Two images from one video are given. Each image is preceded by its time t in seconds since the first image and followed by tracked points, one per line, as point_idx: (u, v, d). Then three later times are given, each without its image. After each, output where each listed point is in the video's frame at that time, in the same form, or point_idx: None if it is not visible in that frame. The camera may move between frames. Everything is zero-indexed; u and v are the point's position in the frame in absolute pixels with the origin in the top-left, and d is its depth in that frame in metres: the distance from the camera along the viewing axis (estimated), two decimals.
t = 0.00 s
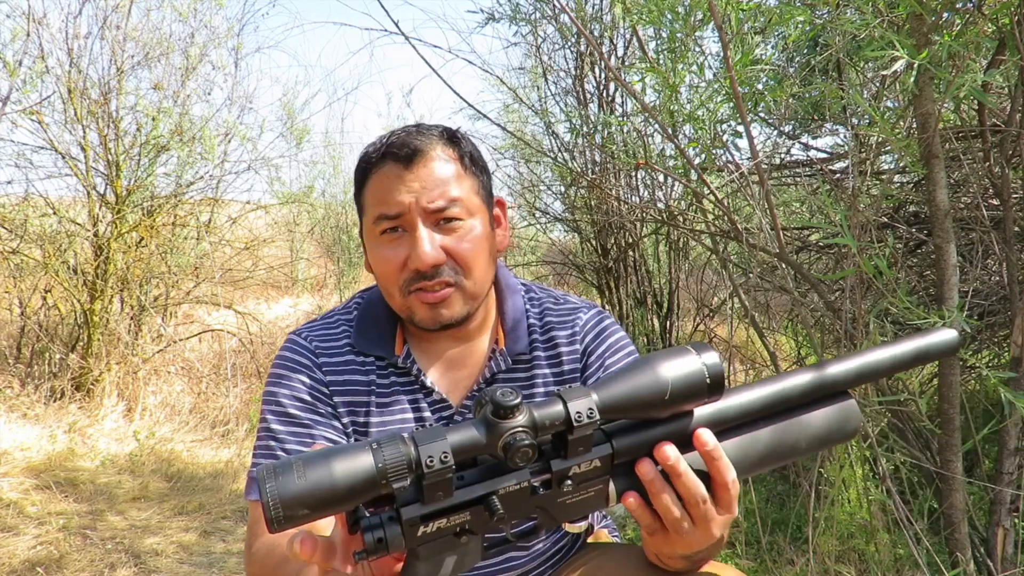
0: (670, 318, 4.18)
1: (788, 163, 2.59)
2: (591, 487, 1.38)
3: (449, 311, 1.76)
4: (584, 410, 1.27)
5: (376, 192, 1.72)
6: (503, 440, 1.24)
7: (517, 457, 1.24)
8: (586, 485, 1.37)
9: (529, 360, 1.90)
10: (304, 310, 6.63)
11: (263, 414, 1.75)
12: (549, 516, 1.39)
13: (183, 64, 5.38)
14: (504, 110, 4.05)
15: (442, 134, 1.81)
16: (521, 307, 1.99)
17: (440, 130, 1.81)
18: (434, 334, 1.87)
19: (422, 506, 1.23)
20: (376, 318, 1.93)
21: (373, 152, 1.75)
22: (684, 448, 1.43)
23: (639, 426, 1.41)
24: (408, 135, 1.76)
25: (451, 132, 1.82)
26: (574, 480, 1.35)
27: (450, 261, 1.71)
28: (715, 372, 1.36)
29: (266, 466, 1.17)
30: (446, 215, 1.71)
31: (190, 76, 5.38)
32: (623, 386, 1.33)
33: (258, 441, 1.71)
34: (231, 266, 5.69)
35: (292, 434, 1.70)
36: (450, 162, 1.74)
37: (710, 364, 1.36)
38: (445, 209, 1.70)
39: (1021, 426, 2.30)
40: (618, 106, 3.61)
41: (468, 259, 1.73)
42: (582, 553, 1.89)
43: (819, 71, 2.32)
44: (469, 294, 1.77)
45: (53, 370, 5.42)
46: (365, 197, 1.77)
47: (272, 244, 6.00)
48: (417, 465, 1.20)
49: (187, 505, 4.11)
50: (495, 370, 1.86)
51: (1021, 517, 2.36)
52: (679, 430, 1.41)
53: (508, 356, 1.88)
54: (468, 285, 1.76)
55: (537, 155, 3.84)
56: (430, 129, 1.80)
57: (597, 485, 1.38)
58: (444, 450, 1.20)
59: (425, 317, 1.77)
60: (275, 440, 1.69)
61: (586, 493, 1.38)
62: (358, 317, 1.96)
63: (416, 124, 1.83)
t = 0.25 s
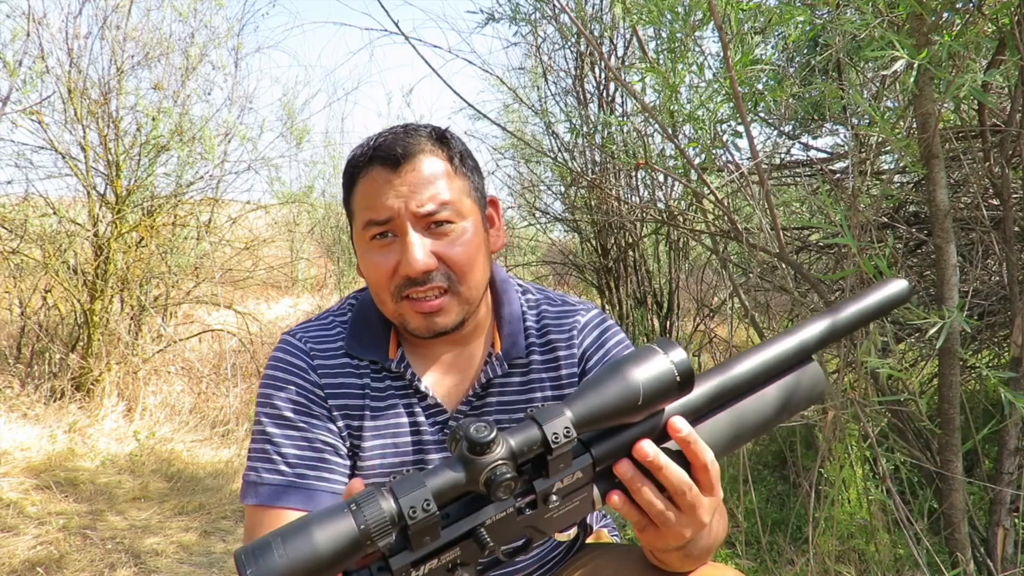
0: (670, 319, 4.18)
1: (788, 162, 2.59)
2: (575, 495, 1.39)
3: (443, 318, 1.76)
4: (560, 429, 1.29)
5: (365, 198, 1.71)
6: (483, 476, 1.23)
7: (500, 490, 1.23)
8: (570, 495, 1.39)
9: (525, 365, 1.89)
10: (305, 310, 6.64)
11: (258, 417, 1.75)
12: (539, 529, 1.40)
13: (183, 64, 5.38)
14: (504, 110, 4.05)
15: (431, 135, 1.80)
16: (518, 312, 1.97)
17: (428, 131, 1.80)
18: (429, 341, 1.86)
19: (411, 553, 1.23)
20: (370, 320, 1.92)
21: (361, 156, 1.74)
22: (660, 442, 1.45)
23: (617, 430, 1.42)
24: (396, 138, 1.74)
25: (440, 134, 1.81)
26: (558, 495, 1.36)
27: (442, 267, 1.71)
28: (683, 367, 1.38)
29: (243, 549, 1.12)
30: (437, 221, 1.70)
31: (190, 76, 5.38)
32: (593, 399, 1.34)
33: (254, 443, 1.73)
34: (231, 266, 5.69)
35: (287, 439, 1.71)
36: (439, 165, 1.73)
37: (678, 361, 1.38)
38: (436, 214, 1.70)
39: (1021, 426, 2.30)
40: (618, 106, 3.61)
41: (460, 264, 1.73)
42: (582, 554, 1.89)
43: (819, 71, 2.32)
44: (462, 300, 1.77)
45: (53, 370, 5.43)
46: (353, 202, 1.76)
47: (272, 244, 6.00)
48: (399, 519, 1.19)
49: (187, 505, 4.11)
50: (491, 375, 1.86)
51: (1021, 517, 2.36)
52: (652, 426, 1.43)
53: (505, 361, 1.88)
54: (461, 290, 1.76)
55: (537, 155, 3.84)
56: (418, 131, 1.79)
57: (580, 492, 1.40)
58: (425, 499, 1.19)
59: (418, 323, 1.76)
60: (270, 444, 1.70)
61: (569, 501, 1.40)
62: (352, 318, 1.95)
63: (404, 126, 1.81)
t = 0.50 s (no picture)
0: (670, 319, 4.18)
1: (788, 162, 2.59)
2: (562, 486, 1.38)
3: (444, 321, 1.76)
4: (546, 416, 1.28)
5: (367, 200, 1.70)
6: (470, 462, 1.22)
7: (487, 476, 1.22)
8: (556, 486, 1.37)
9: (528, 365, 1.89)
10: (304, 310, 6.64)
11: (258, 419, 1.76)
12: (527, 522, 1.38)
13: (183, 64, 5.38)
14: (504, 110, 4.05)
15: (434, 136, 1.79)
16: (521, 310, 1.97)
17: (431, 132, 1.80)
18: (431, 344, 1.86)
19: (397, 542, 1.21)
20: (371, 321, 1.91)
21: (364, 157, 1.73)
22: (645, 434, 1.45)
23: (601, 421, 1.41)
24: (399, 139, 1.74)
25: (444, 136, 1.80)
26: (544, 486, 1.34)
27: (443, 271, 1.71)
28: (667, 358, 1.38)
29: (228, 536, 1.11)
30: (439, 224, 1.69)
31: (190, 76, 5.38)
32: (580, 387, 1.33)
33: (254, 446, 1.73)
34: (231, 266, 5.69)
35: (286, 441, 1.72)
36: (442, 168, 1.73)
37: (661, 352, 1.38)
38: (438, 218, 1.69)
39: (1021, 426, 2.29)
40: (618, 107, 3.61)
41: (462, 268, 1.72)
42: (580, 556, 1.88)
43: (819, 71, 2.32)
44: (463, 303, 1.77)
45: (53, 370, 5.43)
46: (356, 203, 1.76)
47: (272, 244, 6.00)
48: (386, 505, 1.17)
49: (187, 505, 4.11)
50: (493, 376, 1.86)
51: (1021, 517, 2.36)
52: (636, 418, 1.43)
53: (508, 361, 1.87)
54: (462, 294, 1.76)
55: (537, 155, 3.84)
56: (422, 133, 1.78)
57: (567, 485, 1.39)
58: (411, 484, 1.18)
59: (419, 327, 1.76)
60: (269, 446, 1.71)
61: (556, 493, 1.38)
62: (354, 319, 1.95)
63: (408, 126, 1.81)
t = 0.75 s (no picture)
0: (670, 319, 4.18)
1: (788, 162, 2.60)
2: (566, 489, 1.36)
3: (456, 316, 1.76)
4: (554, 419, 1.26)
5: (376, 201, 1.70)
6: (478, 463, 1.19)
7: (495, 478, 1.20)
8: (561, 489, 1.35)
9: (531, 364, 1.89)
10: (304, 310, 6.65)
11: (262, 420, 1.75)
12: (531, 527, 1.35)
13: (183, 64, 5.38)
14: (504, 110, 4.05)
15: (438, 136, 1.80)
16: (524, 310, 1.97)
17: (435, 133, 1.79)
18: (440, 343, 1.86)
19: (401, 542, 1.17)
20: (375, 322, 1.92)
21: (370, 158, 1.73)
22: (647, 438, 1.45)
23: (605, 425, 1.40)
24: (404, 140, 1.74)
25: (448, 135, 1.81)
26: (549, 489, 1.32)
27: (455, 269, 1.70)
28: (672, 363, 1.38)
29: (231, 531, 1.04)
30: (449, 222, 1.69)
31: (190, 76, 5.38)
32: (586, 390, 1.32)
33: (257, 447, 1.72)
34: (231, 266, 5.69)
35: (291, 441, 1.71)
36: (450, 166, 1.73)
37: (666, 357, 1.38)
38: (448, 216, 1.69)
39: (1021, 426, 2.29)
40: (618, 106, 3.61)
41: (473, 264, 1.72)
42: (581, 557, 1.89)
43: (819, 71, 2.32)
44: (474, 299, 1.77)
45: (53, 370, 5.43)
46: (363, 205, 1.75)
47: (272, 244, 6.00)
48: (395, 502, 1.13)
49: (187, 505, 4.11)
50: (497, 376, 1.86)
51: (1021, 517, 2.36)
52: (640, 422, 1.42)
53: (511, 362, 1.88)
54: (473, 290, 1.76)
55: (537, 155, 3.84)
56: (427, 132, 1.79)
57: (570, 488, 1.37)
58: (420, 484, 1.14)
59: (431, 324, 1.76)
60: (273, 446, 1.69)
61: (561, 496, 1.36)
62: (357, 321, 1.96)
63: (411, 127, 1.81)
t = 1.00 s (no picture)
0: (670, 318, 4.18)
1: (788, 163, 2.60)
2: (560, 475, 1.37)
3: (449, 320, 1.76)
4: (548, 403, 1.28)
5: (381, 196, 1.70)
6: (473, 444, 1.22)
7: (490, 458, 1.22)
8: (556, 476, 1.36)
9: (532, 364, 1.89)
10: (305, 310, 6.66)
11: (263, 419, 1.76)
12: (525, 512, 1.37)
13: (183, 64, 5.38)
14: (504, 110, 4.05)
15: (453, 138, 1.80)
16: (525, 310, 1.97)
17: (449, 135, 1.80)
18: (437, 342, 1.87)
19: (398, 521, 1.21)
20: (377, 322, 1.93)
21: (382, 153, 1.74)
22: (644, 430, 1.45)
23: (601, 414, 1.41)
24: (418, 139, 1.74)
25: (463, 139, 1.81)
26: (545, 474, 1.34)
27: (451, 272, 1.70)
28: (667, 355, 1.38)
29: (234, 503, 1.09)
30: (451, 225, 1.69)
31: (190, 76, 5.38)
32: (580, 377, 1.33)
33: (258, 446, 1.72)
34: (231, 266, 5.69)
35: (292, 440, 1.71)
36: (458, 169, 1.73)
37: (661, 349, 1.38)
38: (450, 219, 1.69)
39: (1021, 426, 2.29)
40: (618, 106, 3.61)
41: (471, 270, 1.72)
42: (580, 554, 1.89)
43: (819, 71, 2.32)
44: (470, 304, 1.76)
45: (53, 370, 5.43)
46: (370, 199, 1.76)
47: (272, 244, 6.00)
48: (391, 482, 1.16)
49: (187, 505, 4.11)
50: (498, 375, 1.86)
51: (1021, 517, 2.36)
52: (638, 414, 1.42)
53: (511, 360, 1.88)
54: (469, 296, 1.75)
55: (537, 155, 3.84)
56: (442, 134, 1.79)
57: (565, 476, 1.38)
58: (416, 462, 1.17)
59: (425, 324, 1.77)
60: (274, 445, 1.70)
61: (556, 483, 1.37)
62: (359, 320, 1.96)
63: (429, 126, 1.81)
